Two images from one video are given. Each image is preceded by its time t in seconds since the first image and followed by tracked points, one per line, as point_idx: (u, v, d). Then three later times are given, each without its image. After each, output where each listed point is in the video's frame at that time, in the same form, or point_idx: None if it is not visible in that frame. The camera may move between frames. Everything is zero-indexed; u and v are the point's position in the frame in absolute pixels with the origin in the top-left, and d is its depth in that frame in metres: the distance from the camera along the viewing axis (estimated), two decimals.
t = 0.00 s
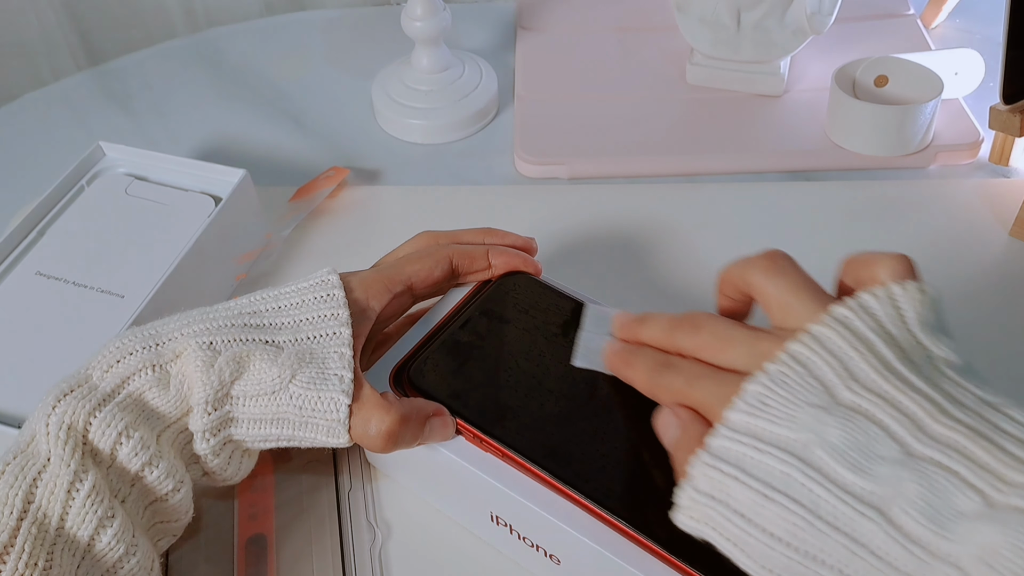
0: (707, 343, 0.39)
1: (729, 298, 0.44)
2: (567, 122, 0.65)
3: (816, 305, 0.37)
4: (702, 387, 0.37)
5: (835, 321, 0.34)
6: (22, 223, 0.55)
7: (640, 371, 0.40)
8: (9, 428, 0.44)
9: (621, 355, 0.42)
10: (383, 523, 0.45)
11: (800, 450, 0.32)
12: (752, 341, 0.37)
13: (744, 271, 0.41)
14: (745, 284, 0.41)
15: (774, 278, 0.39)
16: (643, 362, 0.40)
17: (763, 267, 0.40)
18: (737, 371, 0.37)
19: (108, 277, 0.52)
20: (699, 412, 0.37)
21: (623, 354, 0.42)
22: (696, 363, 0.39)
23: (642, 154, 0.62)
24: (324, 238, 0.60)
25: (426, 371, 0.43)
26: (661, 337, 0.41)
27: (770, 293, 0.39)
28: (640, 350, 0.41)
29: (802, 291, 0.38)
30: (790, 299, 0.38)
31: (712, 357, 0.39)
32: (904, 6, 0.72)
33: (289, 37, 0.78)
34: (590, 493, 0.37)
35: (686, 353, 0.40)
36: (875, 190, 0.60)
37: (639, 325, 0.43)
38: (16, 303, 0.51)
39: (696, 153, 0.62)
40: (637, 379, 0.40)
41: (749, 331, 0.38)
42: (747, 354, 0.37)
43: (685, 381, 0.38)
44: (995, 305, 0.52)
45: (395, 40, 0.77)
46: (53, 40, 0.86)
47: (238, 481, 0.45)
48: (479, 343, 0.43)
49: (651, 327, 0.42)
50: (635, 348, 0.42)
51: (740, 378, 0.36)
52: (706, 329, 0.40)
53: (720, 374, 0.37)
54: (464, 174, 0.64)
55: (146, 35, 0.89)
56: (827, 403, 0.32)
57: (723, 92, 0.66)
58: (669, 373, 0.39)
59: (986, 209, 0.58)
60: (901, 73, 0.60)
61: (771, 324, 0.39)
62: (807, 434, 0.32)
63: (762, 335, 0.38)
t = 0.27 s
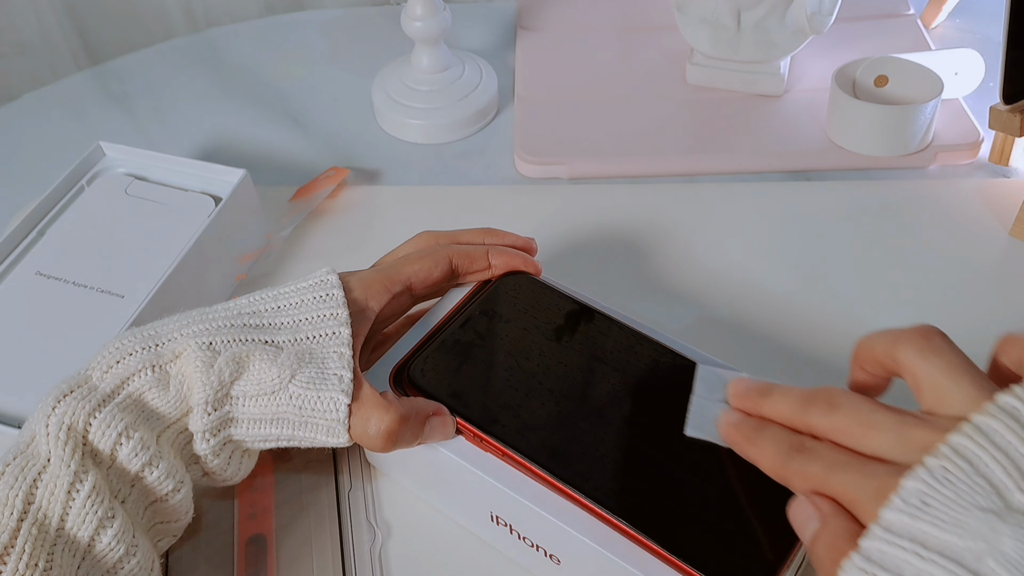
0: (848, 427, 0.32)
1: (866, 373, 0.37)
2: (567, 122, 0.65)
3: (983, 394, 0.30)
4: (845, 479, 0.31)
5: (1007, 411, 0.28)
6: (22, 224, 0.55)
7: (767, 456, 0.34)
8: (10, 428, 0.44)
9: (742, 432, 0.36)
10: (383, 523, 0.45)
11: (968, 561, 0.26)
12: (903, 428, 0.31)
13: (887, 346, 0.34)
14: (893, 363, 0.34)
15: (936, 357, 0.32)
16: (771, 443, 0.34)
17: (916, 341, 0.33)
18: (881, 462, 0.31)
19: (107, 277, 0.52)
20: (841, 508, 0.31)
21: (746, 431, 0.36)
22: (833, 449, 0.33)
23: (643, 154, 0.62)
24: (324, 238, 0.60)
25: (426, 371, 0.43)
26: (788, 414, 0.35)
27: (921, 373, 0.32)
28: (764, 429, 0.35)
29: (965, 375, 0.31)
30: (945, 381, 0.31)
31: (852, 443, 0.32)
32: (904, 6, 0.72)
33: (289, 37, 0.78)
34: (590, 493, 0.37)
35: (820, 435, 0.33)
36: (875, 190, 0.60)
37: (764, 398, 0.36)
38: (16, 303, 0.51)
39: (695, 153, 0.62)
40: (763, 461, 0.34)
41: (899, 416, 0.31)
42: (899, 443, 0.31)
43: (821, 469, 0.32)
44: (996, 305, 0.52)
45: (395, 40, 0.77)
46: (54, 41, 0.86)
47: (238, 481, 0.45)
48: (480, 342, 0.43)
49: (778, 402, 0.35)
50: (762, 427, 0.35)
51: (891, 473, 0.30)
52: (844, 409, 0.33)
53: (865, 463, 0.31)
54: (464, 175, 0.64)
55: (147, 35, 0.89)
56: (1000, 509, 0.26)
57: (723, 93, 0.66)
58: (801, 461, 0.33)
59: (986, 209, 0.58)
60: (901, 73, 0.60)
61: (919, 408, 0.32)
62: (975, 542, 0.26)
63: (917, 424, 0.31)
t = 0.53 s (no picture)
0: (931, 492, 0.30)
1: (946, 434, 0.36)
2: (567, 123, 0.65)
3: None
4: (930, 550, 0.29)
5: None
6: (22, 224, 0.55)
7: (843, 522, 0.32)
8: (10, 428, 0.44)
9: (814, 494, 0.34)
10: (383, 523, 0.45)
11: None
12: (993, 495, 0.28)
13: (974, 409, 0.33)
14: (983, 428, 0.32)
15: None
16: (847, 510, 0.32)
17: (1008, 405, 0.31)
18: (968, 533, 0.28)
19: (107, 277, 0.52)
20: None
21: (818, 494, 0.34)
22: (914, 516, 0.30)
23: (642, 153, 0.62)
24: (324, 238, 0.60)
25: (426, 370, 0.43)
26: (866, 478, 0.32)
27: (1016, 439, 0.30)
28: (837, 492, 0.33)
29: None
30: None
31: (936, 512, 0.30)
32: (904, 6, 0.72)
33: (289, 37, 0.78)
34: (589, 492, 0.37)
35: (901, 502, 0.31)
36: (875, 190, 0.60)
37: (835, 458, 0.34)
38: (16, 303, 0.51)
39: (695, 153, 0.62)
40: (838, 526, 0.32)
41: (990, 481, 0.29)
42: (989, 512, 0.28)
43: (904, 539, 0.30)
44: (996, 305, 0.52)
45: (395, 40, 0.77)
46: (54, 41, 0.87)
47: (238, 482, 0.45)
48: (480, 342, 0.43)
49: (853, 464, 0.33)
50: (835, 490, 0.33)
51: (987, 547, 0.28)
52: (925, 473, 0.30)
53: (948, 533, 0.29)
54: (464, 175, 0.64)
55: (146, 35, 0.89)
56: None
57: (723, 93, 0.66)
58: (880, 531, 0.31)
59: (986, 209, 0.58)
60: (901, 73, 0.60)
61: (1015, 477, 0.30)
62: None
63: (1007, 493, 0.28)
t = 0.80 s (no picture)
0: (917, 559, 0.29)
1: (912, 475, 0.35)
2: (567, 123, 0.65)
3: None
4: None
5: None
6: (22, 224, 0.55)
7: None
8: (10, 428, 0.44)
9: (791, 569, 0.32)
10: (383, 523, 0.45)
11: None
12: (980, 549, 0.28)
13: (946, 449, 0.32)
14: (957, 470, 0.32)
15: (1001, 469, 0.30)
16: None
17: (981, 442, 0.31)
18: None
19: (107, 277, 0.52)
20: None
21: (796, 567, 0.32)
22: None
23: (642, 154, 0.62)
24: (324, 238, 0.60)
25: (426, 370, 0.43)
26: (846, 551, 0.31)
27: (992, 481, 0.30)
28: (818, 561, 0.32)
29: None
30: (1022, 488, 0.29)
31: None
32: (904, 6, 0.72)
33: (289, 37, 0.78)
34: (590, 492, 0.37)
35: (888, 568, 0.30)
36: (874, 190, 0.60)
37: (806, 529, 0.32)
38: (16, 303, 0.51)
39: (695, 153, 0.62)
40: None
41: (974, 537, 0.28)
42: (982, 567, 0.27)
43: None
44: (995, 305, 0.52)
45: (395, 40, 0.77)
46: (54, 41, 0.87)
47: (238, 482, 0.45)
48: (479, 342, 0.43)
49: (825, 534, 0.31)
50: (811, 564, 0.32)
51: None
52: (906, 540, 0.29)
53: None
54: (464, 175, 0.64)
55: (146, 35, 0.89)
56: None
57: (723, 93, 0.66)
58: None
59: (986, 209, 0.58)
60: (901, 72, 0.60)
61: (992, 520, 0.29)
62: None
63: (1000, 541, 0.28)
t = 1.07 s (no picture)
0: (766, 505, 0.31)
1: (755, 427, 0.36)
2: (567, 123, 0.65)
3: (883, 432, 0.29)
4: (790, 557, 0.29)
5: (925, 449, 0.26)
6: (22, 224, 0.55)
7: (693, 551, 0.33)
8: (10, 428, 0.44)
9: (658, 533, 0.34)
10: (383, 523, 0.45)
11: None
12: (819, 486, 0.30)
13: (780, 398, 0.33)
14: (789, 418, 0.33)
15: (820, 404, 0.31)
16: (693, 539, 0.33)
17: (806, 389, 0.32)
18: (810, 530, 0.29)
19: (107, 277, 0.52)
20: None
21: (659, 529, 0.34)
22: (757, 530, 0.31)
23: (642, 154, 0.62)
24: (323, 238, 0.60)
25: (426, 371, 0.43)
26: (706, 506, 0.33)
27: (821, 424, 0.31)
28: (682, 522, 0.34)
29: (869, 414, 0.30)
30: (844, 423, 0.30)
31: (777, 519, 0.31)
32: (904, 6, 0.72)
33: (289, 37, 0.78)
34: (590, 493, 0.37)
35: (749, 521, 0.32)
36: (875, 190, 0.60)
37: (665, 492, 0.34)
38: (16, 303, 0.51)
39: (695, 153, 0.62)
40: (692, 557, 0.33)
41: (815, 480, 0.30)
42: (824, 503, 0.29)
43: (753, 551, 0.31)
44: (995, 305, 0.52)
45: (395, 40, 0.77)
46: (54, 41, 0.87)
47: (238, 482, 0.45)
48: (479, 343, 0.43)
49: (684, 494, 0.34)
50: (677, 525, 0.34)
51: (818, 538, 0.29)
52: (755, 491, 0.32)
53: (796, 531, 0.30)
54: (464, 175, 0.64)
55: (146, 35, 0.89)
56: (939, 556, 0.25)
57: (723, 92, 0.66)
58: (728, 552, 0.32)
59: (986, 209, 0.58)
60: (901, 72, 0.60)
61: (828, 459, 0.31)
62: None
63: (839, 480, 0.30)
